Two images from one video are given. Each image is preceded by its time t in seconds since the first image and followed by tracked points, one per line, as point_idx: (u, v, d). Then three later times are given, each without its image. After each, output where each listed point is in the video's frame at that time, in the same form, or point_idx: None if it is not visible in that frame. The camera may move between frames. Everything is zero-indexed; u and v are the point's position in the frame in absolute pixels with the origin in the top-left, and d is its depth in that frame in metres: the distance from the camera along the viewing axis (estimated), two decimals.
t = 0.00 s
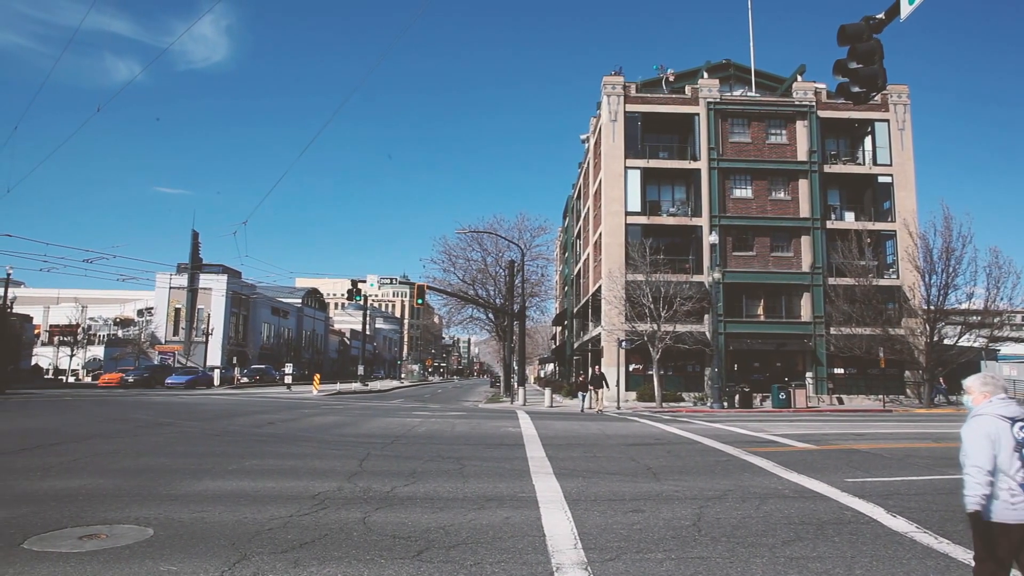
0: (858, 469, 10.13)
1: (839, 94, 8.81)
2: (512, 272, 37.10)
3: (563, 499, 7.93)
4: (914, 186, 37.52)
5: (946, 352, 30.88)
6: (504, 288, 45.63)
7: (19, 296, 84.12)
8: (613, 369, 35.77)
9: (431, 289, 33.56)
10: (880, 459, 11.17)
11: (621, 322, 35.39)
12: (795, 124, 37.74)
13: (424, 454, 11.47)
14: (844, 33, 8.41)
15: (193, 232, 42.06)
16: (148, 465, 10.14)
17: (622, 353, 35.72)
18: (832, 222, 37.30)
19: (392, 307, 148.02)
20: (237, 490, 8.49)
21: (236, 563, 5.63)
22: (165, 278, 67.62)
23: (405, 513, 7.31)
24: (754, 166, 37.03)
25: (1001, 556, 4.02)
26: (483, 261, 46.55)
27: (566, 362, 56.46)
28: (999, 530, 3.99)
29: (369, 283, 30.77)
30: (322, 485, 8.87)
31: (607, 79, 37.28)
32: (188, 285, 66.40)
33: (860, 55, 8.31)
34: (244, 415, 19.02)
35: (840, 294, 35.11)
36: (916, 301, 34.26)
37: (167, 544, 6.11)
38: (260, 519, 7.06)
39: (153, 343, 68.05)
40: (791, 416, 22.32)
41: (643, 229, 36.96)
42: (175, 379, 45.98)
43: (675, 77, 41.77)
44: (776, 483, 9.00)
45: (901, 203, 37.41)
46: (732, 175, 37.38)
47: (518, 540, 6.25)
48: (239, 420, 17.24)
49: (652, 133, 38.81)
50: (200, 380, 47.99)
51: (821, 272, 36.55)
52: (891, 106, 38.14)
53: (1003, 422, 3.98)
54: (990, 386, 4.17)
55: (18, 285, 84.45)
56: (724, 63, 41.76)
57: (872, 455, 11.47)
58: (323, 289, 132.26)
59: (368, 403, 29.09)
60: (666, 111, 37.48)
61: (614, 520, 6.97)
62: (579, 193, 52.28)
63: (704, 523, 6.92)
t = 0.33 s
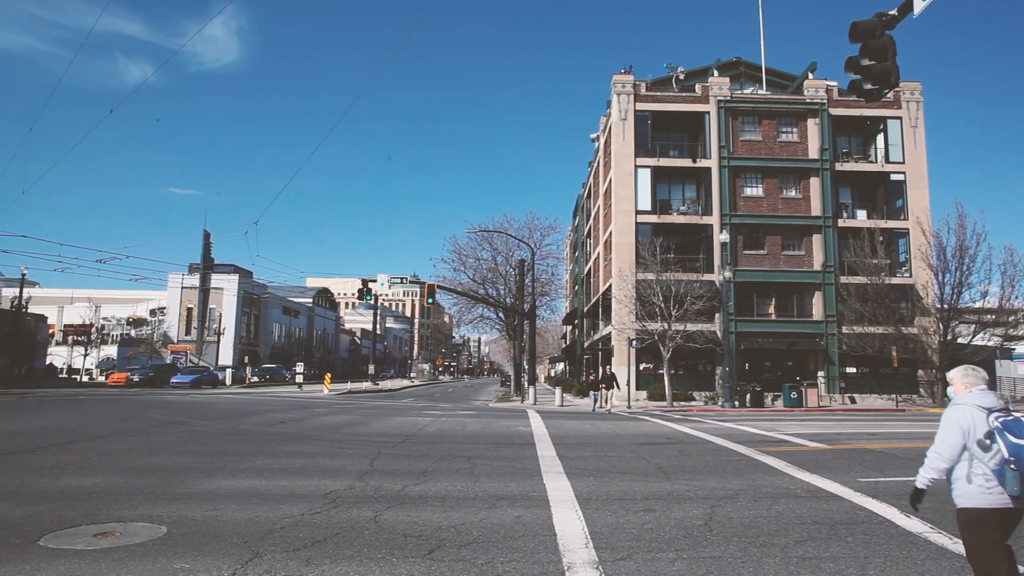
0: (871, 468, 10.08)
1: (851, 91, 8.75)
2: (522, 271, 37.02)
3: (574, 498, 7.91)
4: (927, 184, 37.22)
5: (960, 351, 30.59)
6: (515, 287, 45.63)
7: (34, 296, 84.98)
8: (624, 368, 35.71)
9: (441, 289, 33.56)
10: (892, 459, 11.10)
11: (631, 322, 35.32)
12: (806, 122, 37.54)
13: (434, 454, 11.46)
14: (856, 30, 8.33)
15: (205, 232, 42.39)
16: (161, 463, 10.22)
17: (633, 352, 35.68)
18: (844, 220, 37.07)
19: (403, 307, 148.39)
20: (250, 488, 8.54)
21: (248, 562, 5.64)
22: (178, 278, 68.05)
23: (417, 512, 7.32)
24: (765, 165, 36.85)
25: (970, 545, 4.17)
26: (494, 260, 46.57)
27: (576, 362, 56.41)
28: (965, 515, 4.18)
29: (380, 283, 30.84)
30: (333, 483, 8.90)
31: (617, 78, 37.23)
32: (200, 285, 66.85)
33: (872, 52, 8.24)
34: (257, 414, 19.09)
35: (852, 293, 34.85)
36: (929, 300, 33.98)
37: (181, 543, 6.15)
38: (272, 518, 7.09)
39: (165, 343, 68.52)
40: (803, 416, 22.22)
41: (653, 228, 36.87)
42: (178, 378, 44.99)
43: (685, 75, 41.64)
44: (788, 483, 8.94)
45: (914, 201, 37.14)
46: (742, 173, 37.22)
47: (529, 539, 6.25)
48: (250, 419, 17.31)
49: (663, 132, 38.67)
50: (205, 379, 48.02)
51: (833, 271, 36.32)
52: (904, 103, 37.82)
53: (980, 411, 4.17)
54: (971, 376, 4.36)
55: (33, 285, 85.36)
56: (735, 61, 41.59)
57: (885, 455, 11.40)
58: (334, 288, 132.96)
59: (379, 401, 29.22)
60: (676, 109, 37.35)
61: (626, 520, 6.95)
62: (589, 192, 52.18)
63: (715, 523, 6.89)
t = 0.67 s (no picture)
0: (886, 468, 10.01)
1: (864, 88, 8.67)
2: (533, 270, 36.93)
3: (586, 497, 7.89)
4: (942, 181, 36.87)
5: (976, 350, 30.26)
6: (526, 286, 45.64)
7: (51, 296, 85.89)
8: (636, 367, 35.64)
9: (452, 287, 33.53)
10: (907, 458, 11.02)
11: (643, 320, 35.25)
12: (819, 119, 37.26)
13: (446, 453, 11.47)
14: (870, 25, 8.23)
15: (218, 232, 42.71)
16: (177, 462, 10.30)
17: (644, 351, 35.62)
18: (857, 218, 36.81)
19: (414, 305, 148.55)
20: (263, 486, 8.60)
21: (262, 560, 5.67)
22: (191, 278, 68.51)
23: (430, 510, 7.33)
24: (777, 163, 36.64)
25: (964, 539, 4.42)
26: (505, 259, 46.60)
27: (588, 361, 56.36)
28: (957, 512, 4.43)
29: (391, 282, 30.94)
30: (346, 482, 8.95)
31: (628, 76, 37.17)
32: (213, 285, 67.30)
33: (887, 47, 8.14)
34: (269, 412, 19.19)
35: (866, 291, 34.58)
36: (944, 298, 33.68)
37: (196, 540, 6.20)
38: (286, 516, 7.13)
39: (179, 342, 69.01)
40: (817, 415, 22.14)
41: (665, 226, 36.76)
42: (186, 378, 44.83)
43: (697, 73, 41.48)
44: (802, 482, 8.89)
45: (928, 198, 36.82)
46: (755, 171, 37.04)
47: (541, 538, 6.25)
48: (263, 418, 17.42)
49: (674, 130, 38.51)
50: (212, 378, 48.10)
51: (846, 269, 36.06)
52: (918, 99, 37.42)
53: (962, 413, 4.45)
54: (957, 379, 4.61)
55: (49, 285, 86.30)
56: (747, 58, 41.40)
57: (900, 455, 11.31)
58: (346, 288, 133.53)
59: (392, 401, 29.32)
60: (687, 107, 37.20)
61: (639, 519, 6.94)
62: (600, 190, 52.09)
63: (729, 522, 6.86)
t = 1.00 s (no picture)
0: (901, 467, 9.95)
1: (879, 84, 8.61)
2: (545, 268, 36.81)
3: (599, 496, 7.86)
4: (958, 177, 36.50)
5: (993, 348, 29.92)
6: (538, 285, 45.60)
7: (67, 296, 86.80)
8: (648, 365, 35.55)
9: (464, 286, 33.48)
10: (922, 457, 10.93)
11: (655, 319, 35.17)
12: (833, 116, 36.97)
13: (459, 451, 11.49)
14: (885, 21, 8.17)
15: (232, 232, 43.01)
16: (192, 460, 10.39)
17: (657, 349, 35.54)
18: (871, 215, 36.51)
19: (426, 304, 148.93)
20: (278, 484, 8.65)
21: (276, 558, 5.71)
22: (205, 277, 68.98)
23: (443, 508, 7.37)
24: (790, 160, 36.41)
25: (944, 524, 4.59)
26: (517, 258, 46.61)
27: (600, 359, 56.26)
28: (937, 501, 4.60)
29: (404, 281, 31.01)
30: (359, 480, 9.01)
31: (639, 75, 37.09)
32: (226, 284, 67.81)
33: (902, 43, 8.09)
34: (283, 411, 19.28)
35: (881, 289, 34.29)
36: (960, 295, 33.38)
37: (212, 538, 6.25)
38: (300, 514, 7.17)
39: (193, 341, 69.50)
40: (831, 414, 21.96)
41: (677, 225, 36.64)
42: (193, 377, 44.90)
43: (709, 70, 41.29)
44: (816, 481, 8.84)
45: (944, 195, 36.48)
46: (767, 169, 36.83)
47: (555, 537, 6.25)
48: (277, 417, 17.49)
49: (686, 127, 38.38)
50: (220, 376, 48.26)
51: (860, 267, 35.79)
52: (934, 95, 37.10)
53: (954, 403, 4.60)
54: (952, 371, 4.77)
55: (66, 285, 87.19)
56: (760, 55, 41.19)
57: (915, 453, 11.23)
58: (359, 287, 134.07)
59: (405, 399, 29.47)
60: (700, 105, 37.03)
61: (652, 518, 6.93)
62: (612, 188, 52.00)
63: (742, 521, 6.83)
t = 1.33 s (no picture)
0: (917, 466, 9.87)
1: (894, 80, 8.54)
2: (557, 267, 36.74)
3: (612, 495, 7.83)
4: (974, 174, 36.13)
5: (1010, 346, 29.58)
6: (550, 284, 45.58)
7: (83, 296, 87.62)
8: (660, 364, 35.47)
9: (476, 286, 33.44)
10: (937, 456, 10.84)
11: (668, 317, 35.07)
12: (847, 113, 36.69)
13: (472, 450, 11.51)
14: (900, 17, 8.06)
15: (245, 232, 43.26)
16: (207, 458, 10.47)
17: (669, 348, 35.45)
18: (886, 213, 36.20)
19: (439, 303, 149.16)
20: (291, 483, 8.69)
21: (290, 556, 5.74)
22: (218, 277, 69.41)
23: (456, 507, 7.38)
24: (804, 157, 36.16)
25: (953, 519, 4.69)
26: (529, 257, 46.59)
27: (613, 358, 56.18)
28: (938, 493, 4.69)
29: (416, 280, 31.06)
30: (373, 479, 9.04)
31: (651, 73, 36.95)
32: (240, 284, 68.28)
33: (917, 38, 8.00)
34: (295, 410, 19.36)
35: (896, 287, 34.01)
36: (976, 294, 33.05)
37: (227, 536, 6.29)
38: (313, 512, 7.20)
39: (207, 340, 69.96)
40: (845, 412, 21.80)
41: (690, 223, 36.50)
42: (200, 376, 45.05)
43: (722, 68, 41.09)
44: (831, 481, 8.76)
45: (960, 192, 36.10)
46: (781, 167, 36.61)
47: (568, 536, 6.24)
48: (290, 415, 17.56)
49: (698, 126, 38.22)
50: (228, 376, 48.28)
51: (875, 265, 35.50)
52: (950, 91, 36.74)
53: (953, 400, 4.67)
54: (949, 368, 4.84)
55: (82, 285, 88.01)
56: (773, 52, 40.94)
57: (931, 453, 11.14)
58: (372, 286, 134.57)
59: (418, 398, 29.48)
60: (712, 103, 36.85)
61: (665, 517, 6.90)
62: (624, 187, 51.86)
63: (756, 521, 6.78)
